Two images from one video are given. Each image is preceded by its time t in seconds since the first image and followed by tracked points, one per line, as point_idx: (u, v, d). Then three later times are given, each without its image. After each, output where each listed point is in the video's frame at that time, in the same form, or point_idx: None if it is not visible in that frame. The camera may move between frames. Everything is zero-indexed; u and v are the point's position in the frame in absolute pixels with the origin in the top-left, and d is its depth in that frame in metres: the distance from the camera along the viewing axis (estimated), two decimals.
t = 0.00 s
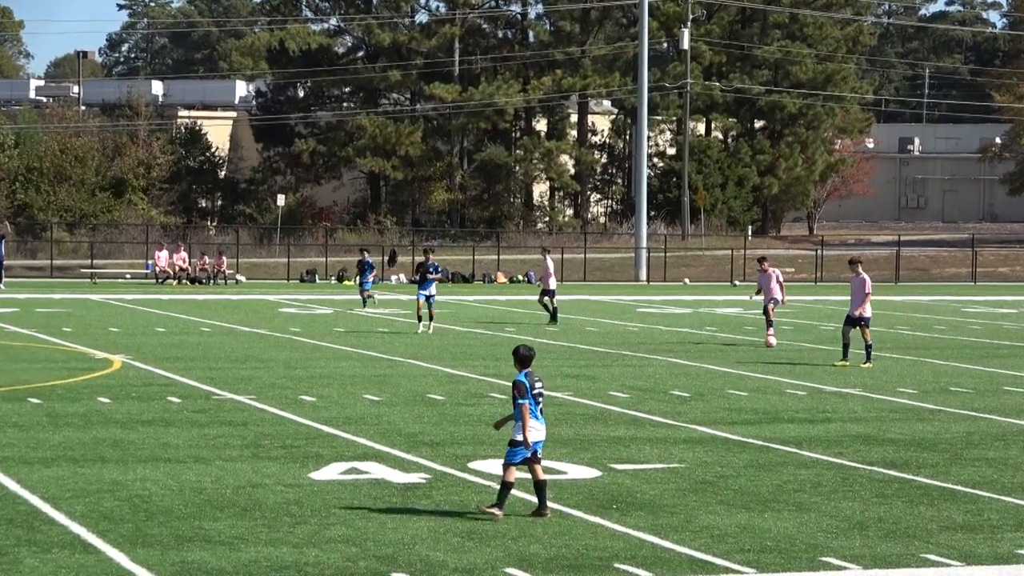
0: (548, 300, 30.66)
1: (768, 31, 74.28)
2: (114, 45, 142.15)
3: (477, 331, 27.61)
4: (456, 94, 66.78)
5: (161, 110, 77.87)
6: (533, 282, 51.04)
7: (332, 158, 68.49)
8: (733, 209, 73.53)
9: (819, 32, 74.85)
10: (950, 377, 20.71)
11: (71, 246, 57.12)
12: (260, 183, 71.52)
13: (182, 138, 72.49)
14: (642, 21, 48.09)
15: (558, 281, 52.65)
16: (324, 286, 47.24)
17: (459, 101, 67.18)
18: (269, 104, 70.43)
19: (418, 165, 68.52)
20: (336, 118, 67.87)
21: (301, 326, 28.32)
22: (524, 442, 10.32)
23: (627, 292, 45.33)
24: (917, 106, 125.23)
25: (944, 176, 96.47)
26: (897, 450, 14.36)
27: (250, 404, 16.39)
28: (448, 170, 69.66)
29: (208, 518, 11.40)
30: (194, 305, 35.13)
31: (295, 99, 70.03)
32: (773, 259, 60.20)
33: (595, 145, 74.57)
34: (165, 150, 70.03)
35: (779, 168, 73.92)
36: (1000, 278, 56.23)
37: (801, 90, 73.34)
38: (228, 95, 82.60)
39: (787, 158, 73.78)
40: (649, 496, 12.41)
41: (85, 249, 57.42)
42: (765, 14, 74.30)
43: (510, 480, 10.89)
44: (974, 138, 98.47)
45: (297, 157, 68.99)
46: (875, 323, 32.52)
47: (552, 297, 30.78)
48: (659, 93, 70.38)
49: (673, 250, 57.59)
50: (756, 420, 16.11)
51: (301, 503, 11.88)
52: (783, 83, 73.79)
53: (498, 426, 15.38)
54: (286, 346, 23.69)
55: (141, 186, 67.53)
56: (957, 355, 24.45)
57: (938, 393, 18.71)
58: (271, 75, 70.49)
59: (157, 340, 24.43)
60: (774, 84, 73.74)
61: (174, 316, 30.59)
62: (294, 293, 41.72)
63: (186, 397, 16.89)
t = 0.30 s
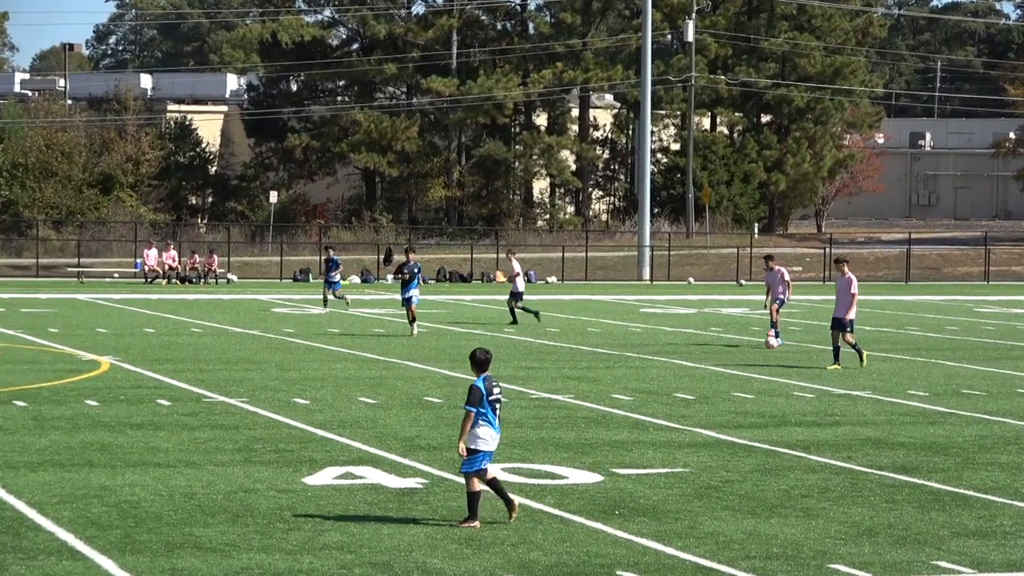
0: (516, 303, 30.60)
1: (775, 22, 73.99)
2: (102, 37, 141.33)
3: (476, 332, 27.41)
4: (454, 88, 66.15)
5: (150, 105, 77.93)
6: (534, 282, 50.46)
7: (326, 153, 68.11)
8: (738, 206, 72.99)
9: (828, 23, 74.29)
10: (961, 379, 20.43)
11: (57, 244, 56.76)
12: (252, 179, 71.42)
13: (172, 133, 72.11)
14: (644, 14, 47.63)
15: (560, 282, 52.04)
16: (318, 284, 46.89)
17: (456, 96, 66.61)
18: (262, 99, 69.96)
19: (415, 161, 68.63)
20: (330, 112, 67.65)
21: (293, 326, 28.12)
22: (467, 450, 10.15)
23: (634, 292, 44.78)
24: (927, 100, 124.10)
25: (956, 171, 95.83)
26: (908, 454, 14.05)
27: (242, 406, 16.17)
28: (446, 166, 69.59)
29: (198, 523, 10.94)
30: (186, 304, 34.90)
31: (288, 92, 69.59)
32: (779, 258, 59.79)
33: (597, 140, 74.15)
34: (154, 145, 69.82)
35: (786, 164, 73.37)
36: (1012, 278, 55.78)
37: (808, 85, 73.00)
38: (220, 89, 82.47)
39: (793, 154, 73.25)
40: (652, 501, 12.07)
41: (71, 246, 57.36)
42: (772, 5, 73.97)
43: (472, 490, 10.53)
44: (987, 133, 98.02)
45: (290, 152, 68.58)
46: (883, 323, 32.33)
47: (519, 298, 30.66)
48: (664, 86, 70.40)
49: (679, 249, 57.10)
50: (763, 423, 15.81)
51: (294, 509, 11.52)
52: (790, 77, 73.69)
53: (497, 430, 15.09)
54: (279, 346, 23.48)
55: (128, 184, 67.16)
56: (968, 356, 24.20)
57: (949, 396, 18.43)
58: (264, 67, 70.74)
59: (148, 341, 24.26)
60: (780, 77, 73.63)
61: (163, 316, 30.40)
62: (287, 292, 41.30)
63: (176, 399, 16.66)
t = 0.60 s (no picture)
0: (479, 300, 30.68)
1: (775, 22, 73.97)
2: (101, 36, 141.17)
3: (475, 331, 27.43)
4: (454, 88, 66.11)
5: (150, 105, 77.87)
6: (534, 282, 50.46)
7: (326, 153, 68.04)
8: (738, 205, 73.09)
9: (828, 23, 74.37)
10: (961, 378, 20.42)
11: (56, 244, 56.84)
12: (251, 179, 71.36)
13: (172, 133, 72.09)
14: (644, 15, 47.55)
15: (560, 281, 52.01)
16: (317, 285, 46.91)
17: (456, 95, 66.57)
18: (261, 99, 69.87)
19: (415, 161, 68.51)
20: (329, 112, 67.63)
21: (293, 326, 28.13)
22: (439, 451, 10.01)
23: (635, 292, 44.71)
24: (928, 100, 124.04)
25: (957, 171, 95.85)
26: (908, 454, 14.06)
27: (241, 406, 16.19)
28: (445, 166, 69.53)
29: (198, 523, 10.92)
30: (187, 304, 34.92)
31: (288, 92, 69.57)
32: (779, 257, 59.79)
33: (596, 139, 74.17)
34: (153, 145, 69.75)
35: (786, 164, 73.31)
36: (1013, 277, 55.76)
37: (809, 84, 72.91)
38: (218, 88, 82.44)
39: (793, 154, 73.20)
40: (651, 501, 12.07)
41: (70, 247, 57.27)
42: (772, 5, 73.94)
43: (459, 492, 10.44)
44: (988, 133, 97.89)
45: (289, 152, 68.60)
46: (883, 323, 32.33)
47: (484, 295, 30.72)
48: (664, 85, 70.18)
49: (678, 249, 57.13)
50: (762, 422, 15.81)
51: (293, 509, 11.51)
52: (790, 77, 73.72)
53: (496, 430, 15.11)
54: (278, 346, 23.47)
55: (128, 183, 67.00)
56: (967, 355, 24.21)
57: (948, 395, 18.44)
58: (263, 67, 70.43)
59: (147, 340, 24.25)
60: (780, 76, 73.61)
61: (161, 316, 30.39)
62: (288, 292, 41.38)
63: (175, 399, 16.68)
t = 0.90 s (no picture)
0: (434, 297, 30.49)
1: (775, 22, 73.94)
2: (100, 36, 141.09)
3: (475, 332, 27.42)
4: (454, 88, 66.12)
5: (150, 105, 77.88)
6: (533, 282, 50.40)
7: (326, 153, 68.03)
8: (738, 205, 73.10)
9: (828, 23, 74.36)
10: (961, 378, 20.39)
11: (56, 244, 56.83)
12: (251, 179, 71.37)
13: (172, 133, 72.12)
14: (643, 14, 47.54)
15: (559, 281, 51.94)
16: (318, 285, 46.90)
17: (456, 95, 66.58)
18: (261, 99, 69.88)
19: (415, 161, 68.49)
20: (329, 112, 67.63)
21: (292, 326, 28.12)
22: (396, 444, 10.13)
23: (635, 291, 44.67)
24: (928, 100, 124.02)
25: (957, 171, 95.82)
26: (908, 454, 14.06)
27: (241, 406, 16.20)
28: (445, 166, 69.53)
29: (199, 523, 10.91)
30: (187, 304, 34.89)
31: (288, 92, 69.56)
32: (779, 257, 59.79)
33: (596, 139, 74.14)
34: (153, 145, 69.75)
35: (786, 163, 73.29)
36: (1012, 277, 55.75)
37: (809, 84, 72.88)
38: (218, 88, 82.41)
39: (793, 154, 73.21)
40: (651, 501, 12.07)
41: (70, 247, 57.26)
42: (772, 5, 73.91)
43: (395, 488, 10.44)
44: (988, 133, 97.86)
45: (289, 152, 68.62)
46: (883, 323, 32.31)
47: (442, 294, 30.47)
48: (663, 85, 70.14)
49: (678, 250, 57.10)
50: (762, 423, 15.80)
51: (293, 509, 11.51)
52: (790, 77, 73.71)
53: (495, 430, 15.09)
54: (277, 346, 23.48)
55: (128, 183, 67.03)
56: (967, 355, 24.20)
57: (948, 395, 18.44)
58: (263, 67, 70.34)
59: (146, 340, 24.25)
60: (780, 76, 73.60)
61: (161, 316, 30.37)
62: (288, 292, 41.34)
63: (175, 399, 16.68)
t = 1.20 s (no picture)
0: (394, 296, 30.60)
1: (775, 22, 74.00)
2: (100, 36, 141.03)
3: (476, 332, 27.42)
4: (454, 87, 66.11)
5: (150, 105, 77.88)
6: (533, 282, 50.44)
7: (327, 153, 68.02)
8: (739, 205, 73.14)
9: (829, 23, 74.32)
10: (962, 379, 20.36)
11: (56, 243, 56.82)
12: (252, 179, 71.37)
13: (172, 133, 72.12)
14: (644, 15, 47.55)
15: (559, 282, 51.94)
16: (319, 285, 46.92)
17: (457, 95, 66.57)
18: (261, 99, 69.87)
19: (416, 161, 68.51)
20: (329, 112, 67.64)
21: (292, 326, 28.11)
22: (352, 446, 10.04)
23: (635, 291, 44.68)
24: (928, 100, 124.05)
25: (957, 171, 95.83)
26: (908, 454, 14.06)
27: (241, 406, 16.20)
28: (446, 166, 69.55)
29: (200, 523, 10.90)
30: (187, 304, 34.87)
31: (288, 92, 69.56)
32: (780, 257, 59.84)
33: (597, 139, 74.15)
34: (154, 145, 69.73)
35: (786, 163, 73.32)
36: (1013, 277, 55.79)
37: (809, 84, 72.85)
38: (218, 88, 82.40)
39: (794, 154, 73.23)
40: (652, 501, 12.07)
41: (70, 247, 57.25)
42: (772, 5, 73.90)
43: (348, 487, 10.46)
44: (988, 133, 97.89)
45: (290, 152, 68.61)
46: (883, 323, 32.31)
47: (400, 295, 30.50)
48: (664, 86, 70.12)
49: (678, 250, 57.13)
50: (762, 423, 15.80)
51: (294, 509, 11.50)
52: (791, 77, 73.71)
53: (495, 430, 15.09)
54: (277, 346, 23.48)
55: (128, 183, 67.05)
56: (967, 355, 24.20)
57: (949, 395, 18.43)
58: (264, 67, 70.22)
59: (147, 341, 24.25)
60: (780, 76, 73.60)
61: (161, 316, 30.36)
62: (288, 292, 41.36)
63: (175, 399, 16.68)
